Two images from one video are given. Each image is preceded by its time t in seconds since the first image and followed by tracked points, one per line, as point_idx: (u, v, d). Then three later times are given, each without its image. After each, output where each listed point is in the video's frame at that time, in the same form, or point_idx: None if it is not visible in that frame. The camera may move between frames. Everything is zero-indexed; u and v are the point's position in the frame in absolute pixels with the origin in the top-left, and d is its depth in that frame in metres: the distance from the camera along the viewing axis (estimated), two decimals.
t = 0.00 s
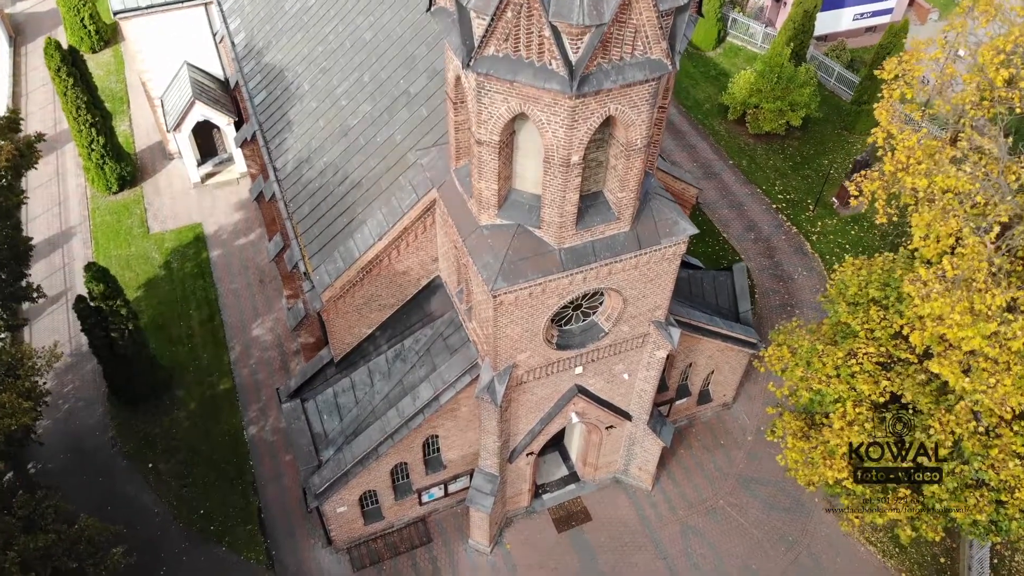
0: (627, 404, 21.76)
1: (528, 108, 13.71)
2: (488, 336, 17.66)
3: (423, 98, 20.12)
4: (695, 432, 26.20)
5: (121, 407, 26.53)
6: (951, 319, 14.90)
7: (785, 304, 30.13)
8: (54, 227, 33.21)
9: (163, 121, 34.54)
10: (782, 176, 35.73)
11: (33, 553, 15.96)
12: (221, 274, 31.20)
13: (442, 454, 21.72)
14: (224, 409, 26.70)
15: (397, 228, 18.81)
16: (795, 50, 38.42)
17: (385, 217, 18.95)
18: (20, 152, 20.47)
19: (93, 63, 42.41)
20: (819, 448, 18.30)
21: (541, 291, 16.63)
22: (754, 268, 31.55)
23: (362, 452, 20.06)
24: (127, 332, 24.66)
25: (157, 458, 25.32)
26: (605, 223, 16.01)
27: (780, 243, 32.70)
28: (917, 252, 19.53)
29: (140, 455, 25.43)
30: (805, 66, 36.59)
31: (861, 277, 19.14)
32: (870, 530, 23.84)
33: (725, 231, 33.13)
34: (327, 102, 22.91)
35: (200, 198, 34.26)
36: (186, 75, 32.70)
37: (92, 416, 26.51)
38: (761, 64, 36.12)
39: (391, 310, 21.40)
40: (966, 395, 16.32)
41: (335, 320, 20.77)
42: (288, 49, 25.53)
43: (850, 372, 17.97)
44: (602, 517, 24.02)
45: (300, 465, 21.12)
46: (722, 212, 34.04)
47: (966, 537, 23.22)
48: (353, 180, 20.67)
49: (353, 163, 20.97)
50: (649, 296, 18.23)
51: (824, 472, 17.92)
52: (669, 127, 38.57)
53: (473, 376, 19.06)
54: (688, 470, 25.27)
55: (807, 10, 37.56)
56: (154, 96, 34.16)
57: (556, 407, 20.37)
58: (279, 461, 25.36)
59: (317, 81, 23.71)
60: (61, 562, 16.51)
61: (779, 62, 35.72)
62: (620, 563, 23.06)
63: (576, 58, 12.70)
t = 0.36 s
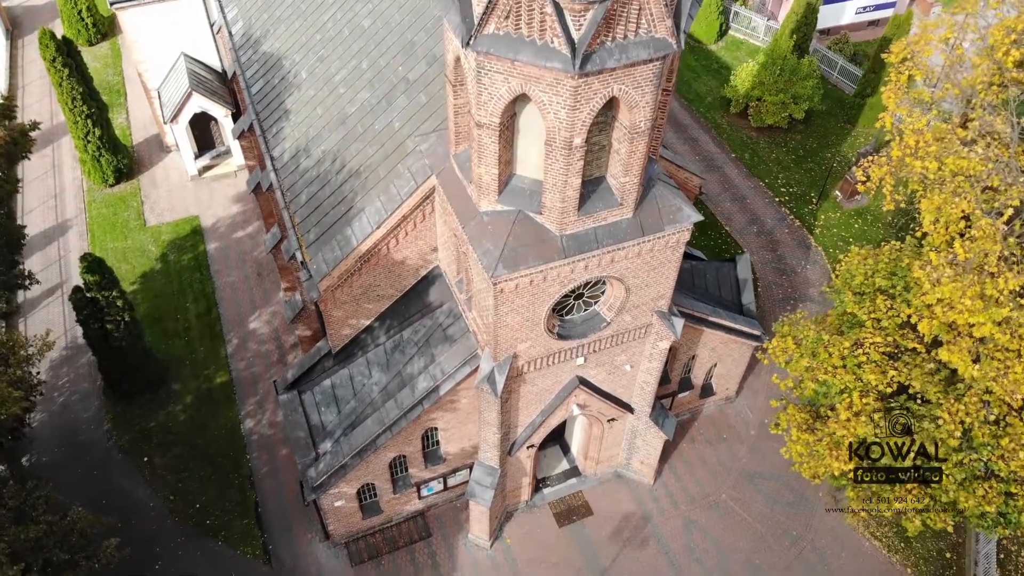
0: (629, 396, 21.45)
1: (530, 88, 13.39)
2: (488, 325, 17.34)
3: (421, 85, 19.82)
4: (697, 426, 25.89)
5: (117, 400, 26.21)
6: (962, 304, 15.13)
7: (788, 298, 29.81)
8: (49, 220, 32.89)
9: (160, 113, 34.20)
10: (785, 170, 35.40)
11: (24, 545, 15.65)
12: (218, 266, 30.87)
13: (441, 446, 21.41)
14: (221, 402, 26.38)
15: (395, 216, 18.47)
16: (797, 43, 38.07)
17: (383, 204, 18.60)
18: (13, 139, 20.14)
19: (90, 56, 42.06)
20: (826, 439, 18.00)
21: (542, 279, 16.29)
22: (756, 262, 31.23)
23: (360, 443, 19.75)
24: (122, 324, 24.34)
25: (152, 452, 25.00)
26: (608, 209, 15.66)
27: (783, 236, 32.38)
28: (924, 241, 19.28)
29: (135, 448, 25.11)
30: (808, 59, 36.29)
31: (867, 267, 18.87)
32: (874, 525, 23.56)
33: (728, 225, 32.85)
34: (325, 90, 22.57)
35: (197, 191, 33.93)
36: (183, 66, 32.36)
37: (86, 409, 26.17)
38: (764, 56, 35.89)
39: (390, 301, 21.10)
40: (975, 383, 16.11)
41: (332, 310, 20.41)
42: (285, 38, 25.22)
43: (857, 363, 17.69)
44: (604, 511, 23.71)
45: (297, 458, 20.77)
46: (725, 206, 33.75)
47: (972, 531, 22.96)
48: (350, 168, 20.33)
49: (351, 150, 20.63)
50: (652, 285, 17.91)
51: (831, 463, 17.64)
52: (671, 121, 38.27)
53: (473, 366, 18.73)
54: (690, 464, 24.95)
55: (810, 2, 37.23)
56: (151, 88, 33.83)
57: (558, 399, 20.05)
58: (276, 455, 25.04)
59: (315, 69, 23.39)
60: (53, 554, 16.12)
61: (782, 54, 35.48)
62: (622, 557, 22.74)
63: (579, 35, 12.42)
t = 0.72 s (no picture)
0: (632, 385, 21.13)
1: (532, 63, 13.05)
2: (489, 311, 16.99)
3: (421, 68, 19.49)
4: (700, 417, 25.55)
5: (112, 391, 25.87)
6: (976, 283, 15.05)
7: (792, 289, 29.46)
8: (45, 211, 32.56)
9: (157, 102, 33.85)
10: (789, 161, 35.06)
11: (14, 532, 15.35)
12: (216, 257, 30.53)
13: (441, 436, 21.09)
14: (218, 393, 26.03)
15: (394, 200, 18.11)
16: (801, 33, 37.72)
17: (382, 188, 18.25)
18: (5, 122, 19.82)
19: (87, 47, 41.70)
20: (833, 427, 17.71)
21: (544, 262, 15.95)
22: (760, 253, 30.88)
23: (359, 432, 19.43)
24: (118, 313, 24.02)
25: (149, 443, 24.67)
26: (612, 189, 15.30)
27: (787, 227, 32.02)
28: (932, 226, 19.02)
29: (131, 439, 24.79)
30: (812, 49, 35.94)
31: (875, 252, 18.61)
32: (880, 517, 23.23)
33: (731, 216, 32.54)
34: (322, 75, 22.23)
35: (195, 182, 33.59)
36: (180, 55, 32.01)
37: (81, 400, 25.83)
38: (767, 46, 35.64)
39: (390, 288, 20.77)
40: (986, 367, 15.81)
41: (330, 297, 20.06)
42: (283, 23, 24.89)
43: (865, 348, 17.38)
44: (606, 503, 23.37)
45: (295, 447, 20.43)
46: (728, 197, 33.45)
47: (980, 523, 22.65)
48: (349, 152, 19.99)
49: (350, 134, 20.29)
50: (656, 270, 17.57)
51: (838, 451, 17.36)
52: (673, 112, 37.93)
53: (473, 354, 18.39)
54: (693, 455, 24.61)
55: None
56: (149, 77, 33.48)
57: (559, 387, 19.70)
58: (274, 446, 24.70)
59: (313, 54, 23.05)
60: (44, 543, 15.81)
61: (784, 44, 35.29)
62: (625, 549, 22.41)
63: (583, 7, 12.07)
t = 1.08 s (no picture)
0: (634, 373, 20.82)
1: (533, 36, 12.73)
2: (490, 295, 16.66)
3: (420, 49, 19.17)
4: (703, 408, 25.22)
5: (108, 381, 25.54)
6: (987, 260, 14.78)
7: (796, 279, 29.12)
8: (41, 201, 32.25)
9: (154, 92, 33.52)
10: (792, 152, 34.73)
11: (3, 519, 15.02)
12: (213, 247, 30.20)
13: (440, 425, 20.78)
14: (215, 383, 25.71)
15: (393, 182, 17.77)
16: (803, 23, 37.39)
17: (380, 171, 17.90)
18: None
19: (85, 37, 41.37)
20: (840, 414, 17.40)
21: (546, 244, 15.60)
22: (763, 243, 30.54)
23: (357, 420, 19.09)
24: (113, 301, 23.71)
25: (144, 434, 24.35)
26: (615, 169, 14.96)
27: (790, 218, 31.69)
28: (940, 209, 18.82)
29: (126, 429, 24.46)
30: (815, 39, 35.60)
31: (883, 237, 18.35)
32: (886, 508, 22.93)
33: (734, 207, 32.24)
34: (320, 59, 21.90)
35: (193, 171, 33.27)
36: (178, 43, 31.69)
37: (76, 390, 25.51)
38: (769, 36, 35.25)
39: (389, 274, 20.45)
40: (997, 350, 15.52)
41: (327, 283, 19.72)
42: (281, 8, 24.58)
43: (872, 334, 17.08)
44: (608, 493, 23.05)
45: (291, 435, 20.10)
46: (731, 187, 33.15)
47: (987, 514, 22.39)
48: (347, 136, 19.67)
49: (348, 117, 19.97)
50: (660, 254, 17.25)
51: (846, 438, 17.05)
52: (675, 102, 37.61)
53: (473, 340, 18.08)
54: (696, 446, 24.29)
55: None
56: (146, 66, 33.17)
57: (561, 374, 19.38)
58: (271, 436, 24.37)
59: (311, 38, 22.72)
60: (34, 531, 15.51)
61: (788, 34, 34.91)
62: (627, 541, 22.09)
63: None
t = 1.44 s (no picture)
0: (637, 362, 20.49)
1: (535, 8, 12.41)
2: (491, 278, 16.31)
3: (420, 30, 18.81)
4: (707, 398, 24.88)
5: (103, 371, 25.22)
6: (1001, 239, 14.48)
7: (801, 269, 28.78)
8: (37, 191, 31.93)
9: (151, 81, 33.18)
10: (796, 143, 34.39)
11: None
12: (211, 237, 29.87)
13: (440, 413, 20.45)
14: (212, 373, 25.38)
15: (391, 165, 17.42)
16: (806, 14, 37.00)
17: (379, 152, 17.55)
18: None
19: (82, 28, 41.03)
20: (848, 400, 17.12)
21: (548, 226, 15.24)
22: (767, 234, 30.20)
23: (355, 407, 18.76)
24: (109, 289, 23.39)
25: (140, 424, 24.02)
26: (619, 148, 14.60)
27: (794, 209, 31.35)
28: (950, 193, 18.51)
29: (122, 420, 24.13)
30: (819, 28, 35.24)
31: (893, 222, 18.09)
32: (892, 498, 22.69)
33: (737, 198, 31.92)
34: (318, 42, 21.58)
35: (190, 161, 32.93)
36: (175, 32, 31.36)
37: (71, 380, 25.17)
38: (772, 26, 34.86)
39: (388, 260, 20.12)
40: (1009, 333, 15.19)
41: (326, 268, 19.40)
42: None
43: (881, 319, 16.77)
44: (610, 485, 22.72)
45: (289, 423, 19.77)
46: (734, 178, 32.83)
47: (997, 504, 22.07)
48: (345, 118, 19.35)
49: (346, 100, 19.64)
50: (664, 237, 16.91)
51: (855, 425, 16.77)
52: (678, 93, 37.25)
53: (473, 326, 17.74)
54: (700, 437, 23.96)
55: None
56: (143, 55, 32.84)
57: (563, 361, 19.05)
58: (269, 427, 24.02)
59: (309, 21, 22.39)
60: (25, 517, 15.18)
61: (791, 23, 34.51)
62: (629, 532, 21.76)
63: None
